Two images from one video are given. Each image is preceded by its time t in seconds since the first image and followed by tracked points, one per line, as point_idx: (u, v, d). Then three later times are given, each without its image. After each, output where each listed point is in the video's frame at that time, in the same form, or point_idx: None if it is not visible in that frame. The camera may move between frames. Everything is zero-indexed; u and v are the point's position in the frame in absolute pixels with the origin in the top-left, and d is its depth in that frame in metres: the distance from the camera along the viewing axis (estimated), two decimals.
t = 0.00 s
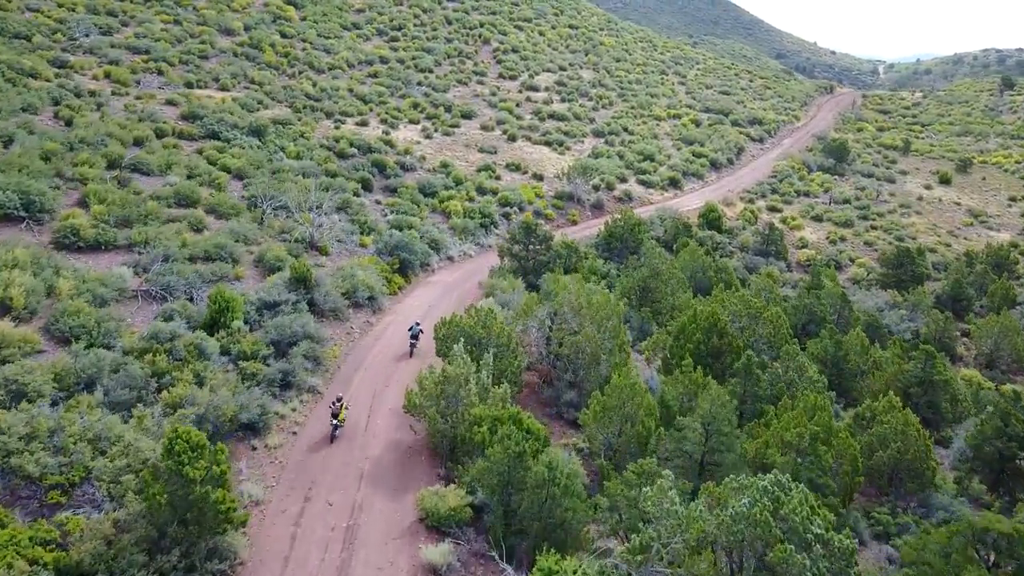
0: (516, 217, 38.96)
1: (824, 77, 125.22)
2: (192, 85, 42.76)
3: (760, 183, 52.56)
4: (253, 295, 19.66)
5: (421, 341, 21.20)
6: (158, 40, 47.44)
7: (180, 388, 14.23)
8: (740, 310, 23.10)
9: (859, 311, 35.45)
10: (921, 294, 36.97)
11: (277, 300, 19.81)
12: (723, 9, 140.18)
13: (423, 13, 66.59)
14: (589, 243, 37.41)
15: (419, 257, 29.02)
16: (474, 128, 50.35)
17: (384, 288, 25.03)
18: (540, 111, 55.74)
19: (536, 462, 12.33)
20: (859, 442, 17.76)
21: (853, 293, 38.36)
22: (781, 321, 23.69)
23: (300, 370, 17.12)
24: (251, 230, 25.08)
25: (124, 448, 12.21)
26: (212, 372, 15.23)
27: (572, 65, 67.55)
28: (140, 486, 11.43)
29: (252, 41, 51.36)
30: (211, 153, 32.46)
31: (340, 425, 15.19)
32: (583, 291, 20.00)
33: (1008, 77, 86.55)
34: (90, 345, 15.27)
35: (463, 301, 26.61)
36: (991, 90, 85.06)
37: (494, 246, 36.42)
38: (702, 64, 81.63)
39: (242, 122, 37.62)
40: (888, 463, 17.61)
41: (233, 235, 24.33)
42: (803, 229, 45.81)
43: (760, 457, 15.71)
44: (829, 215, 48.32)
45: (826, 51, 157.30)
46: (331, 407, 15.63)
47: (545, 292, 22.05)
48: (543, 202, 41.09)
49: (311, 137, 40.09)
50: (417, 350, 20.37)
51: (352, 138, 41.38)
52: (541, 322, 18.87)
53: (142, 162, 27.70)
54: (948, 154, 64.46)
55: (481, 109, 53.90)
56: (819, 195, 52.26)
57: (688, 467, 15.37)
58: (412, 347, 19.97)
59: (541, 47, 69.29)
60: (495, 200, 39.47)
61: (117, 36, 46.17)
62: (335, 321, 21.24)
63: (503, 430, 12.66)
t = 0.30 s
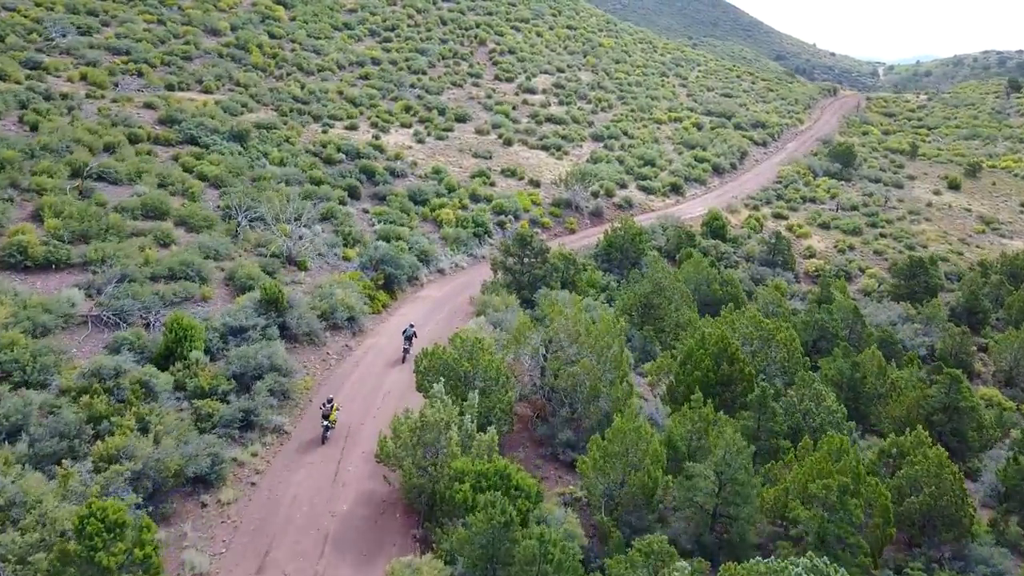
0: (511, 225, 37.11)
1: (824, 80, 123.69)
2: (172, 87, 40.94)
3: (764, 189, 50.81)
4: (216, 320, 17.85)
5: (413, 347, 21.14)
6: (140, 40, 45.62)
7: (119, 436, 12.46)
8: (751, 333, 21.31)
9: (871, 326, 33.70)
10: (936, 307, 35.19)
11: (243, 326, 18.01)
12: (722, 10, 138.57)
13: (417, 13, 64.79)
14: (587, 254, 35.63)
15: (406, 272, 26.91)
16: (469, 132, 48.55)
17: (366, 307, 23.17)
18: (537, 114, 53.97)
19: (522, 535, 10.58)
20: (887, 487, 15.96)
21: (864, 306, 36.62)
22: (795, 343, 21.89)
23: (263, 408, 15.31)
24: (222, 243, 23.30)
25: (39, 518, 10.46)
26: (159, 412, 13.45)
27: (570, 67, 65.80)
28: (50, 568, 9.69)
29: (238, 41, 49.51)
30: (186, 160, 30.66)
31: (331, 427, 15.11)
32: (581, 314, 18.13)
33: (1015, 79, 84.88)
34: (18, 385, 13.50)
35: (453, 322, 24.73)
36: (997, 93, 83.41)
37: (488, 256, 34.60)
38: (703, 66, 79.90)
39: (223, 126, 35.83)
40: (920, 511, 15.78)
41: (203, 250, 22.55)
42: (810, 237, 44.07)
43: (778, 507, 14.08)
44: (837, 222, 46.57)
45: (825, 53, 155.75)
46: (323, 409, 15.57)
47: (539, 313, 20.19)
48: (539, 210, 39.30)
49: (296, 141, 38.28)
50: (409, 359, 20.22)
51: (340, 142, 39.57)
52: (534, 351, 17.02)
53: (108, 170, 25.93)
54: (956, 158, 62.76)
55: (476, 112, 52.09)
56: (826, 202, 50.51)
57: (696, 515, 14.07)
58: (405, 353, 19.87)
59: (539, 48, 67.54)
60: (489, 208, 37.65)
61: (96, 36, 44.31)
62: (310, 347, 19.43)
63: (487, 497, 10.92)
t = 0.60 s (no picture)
0: (506, 233, 35.43)
1: (825, 81, 122.23)
2: (153, 89, 39.27)
3: (769, 195, 49.21)
4: (176, 346, 16.23)
5: (409, 351, 21.35)
6: (121, 40, 43.92)
7: (44, 494, 10.83)
8: (763, 356, 19.61)
9: (884, 340, 32.07)
10: (951, 320, 33.62)
11: (206, 352, 16.33)
12: (722, 11, 137.12)
13: (411, 12, 63.12)
14: (586, 264, 33.97)
15: (392, 285, 25.06)
16: (463, 134, 46.90)
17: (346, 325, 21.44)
18: (534, 116, 52.34)
19: None
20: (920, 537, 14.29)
21: (875, 318, 35.03)
22: (810, 366, 20.19)
23: (220, 450, 13.66)
24: (191, 258, 21.68)
25: None
26: (94, 461, 11.91)
27: (569, 67, 64.19)
28: None
29: (225, 41, 47.83)
30: (161, 166, 29.01)
31: (325, 423, 15.28)
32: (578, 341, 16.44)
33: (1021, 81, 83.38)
34: None
35: (444, 340, 22.77)
36: (1003, 94, 81.93)
37: (481, 267, 32.91)
38: (704, 68, 78.29)
39: (203, 130, 34.16)
40: (956, 564, 14.03)
41: (169, 265, 20.92)
42: (817, 244, 42.46)
43: (802, 562, 12.15)
44: (844, 229, 44.95)
45: (825, 55, 154.32)
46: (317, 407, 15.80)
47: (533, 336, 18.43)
48: (535, 218, 37.65)
49: (281, 146, 36.59)
50: (405, 362, 20.35)
51: (327, 146, 37.90)
52: (527, 382, 15.31)
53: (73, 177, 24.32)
54: (964, 161, 61.25)
55: (470, 114, 50.42)
56: (832, 208, 48.90)
57: (708, 574, 12.62)
58: (401, 356, 20.02)
59: (536, 49, 65.92)
60: (483, 215, 35.99)
61: (75, 35, 42.61)
62: (281, 373, 17.74)
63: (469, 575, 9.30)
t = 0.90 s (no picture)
0: (501, 240, 33.84)
1: (826, 82, 120.87)
2: (133, 89, 37.66)
3: (773, 199, 47.71)
4: (130, 372, 14.68)
5: (410, 351, 21.39)
6: (103, 38, 42.29)
7: None
8: (778, 379, 18.04)
9: (898, 353, 30.55)
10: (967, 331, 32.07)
11: (163, 381, 14.72)
12: (722, 12, 135.75)
13: (406, 11, 61.56)
14: (584, 273, 32.43)
15: (377, 299, 23.43)
16: (458, 137, 45.33)
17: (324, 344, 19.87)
18: (531, 118, 50.79)
19: None
20: None
21: (887, 329, 33.49)
22: (827, 389, 18.63)
23: (167, 496, 12.05)
24: (159, 270, 20.09)
25: None
26: (14, 519, 10.33)
27: (567, 68, 62.64)
28: None
29: (211, 40, 46.21)
30: (135, 170, 27.42)
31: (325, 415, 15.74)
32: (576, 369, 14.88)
33: None
34: None
35: (433, 357, 21.19)
36: (1009, 96, 80.50)
37: (475, 276, 31.32)
38: (705, 68, 76.77)
39: (183, 133, 32.58)
40: None
41: (133, 279, 19.33)
42: (825, 251, 40.93)
43: None
44: (852, 234, 43.44)
45: (824, 56, 153.07)
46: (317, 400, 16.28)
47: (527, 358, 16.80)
48: (532, 224, 36.07)
49: (267, 148, 34.99)
50: (405, 362, 20.46)
51: (315, 149, 36.31)
52: (519, 415, 13.68)
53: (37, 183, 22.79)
54: (972, 164, 59.77)
55: (466, 116, 48.83)
56: (839, 212, 47.40)
57: None
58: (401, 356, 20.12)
59: (534, 49, 64.36)
60: (478, 221, 34.41)
61: (54, 34, 40.96)
62: (250, 401, 16.17)
63: None
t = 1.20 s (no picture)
0: (496, 246, 32.35)
1: (827, 83, 119.59)
2: (113, 89, 36.19)
3: (778, 203, 46.30)
4: (78, 401, 13.26)
5: (412, 351, 21.62)
6: (84, 35, 40.78)
7: None
8: (792, 403, 16.61)
9: (911, 366, 29.11)
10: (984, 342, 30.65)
11: (115, 410, 13.25)
12: (721, 12, 134.54)
13: (400, 10, 60.13)
14: (582, 282, 30.97)
15: (360, 312, 21.96)
16: (453, 138, 43.88)
17: (299, 362, 18.42)
18: (529, 118, 49.34)
19: None
20: None
21: (900, 339, 32.06)
22: (846, 414, 17.17)
23: (103, 550, 10.56)
24: (123, 283, 18.65)
25: None
26: None
27: (566, 68, 61.23)
28: None
29: (198, 38, 44.73)
30: (107, 173, 25.98)
31: (326, 406, 16.22)
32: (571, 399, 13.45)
33: None
34: None
35: (420, 375, 19.69)
36: (1015, 96, 79.20)
37: (468, 284, 29.87)
38: (706, 69, 75.34)
39: (163, 134, 31.12)
40: None
41: (93, 293, 17.89)
42: (832, 257, 39.51)
43: None
44: (859, 239, 42.01)
45: (825, 57, 151.81)
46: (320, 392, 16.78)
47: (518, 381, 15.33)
48: (528, 229, 34.62)
49: (251, 150, 33.50)
50: (407, 362, 20.65)
51: (303, 151, 34.84)
52: (508, 451, 12.23)
53: None
54: (980, 166, 58.38)
55: (461, 117, 47.35)
56: (845, 216, 45.99)
57: None
58: (403, 356, 20.36)
59: (532, 48, 62.93)
60: (471, 227, 32.95)
61: (32, 31, 39.48)
62: (214, 430, 14.70)
63: None
